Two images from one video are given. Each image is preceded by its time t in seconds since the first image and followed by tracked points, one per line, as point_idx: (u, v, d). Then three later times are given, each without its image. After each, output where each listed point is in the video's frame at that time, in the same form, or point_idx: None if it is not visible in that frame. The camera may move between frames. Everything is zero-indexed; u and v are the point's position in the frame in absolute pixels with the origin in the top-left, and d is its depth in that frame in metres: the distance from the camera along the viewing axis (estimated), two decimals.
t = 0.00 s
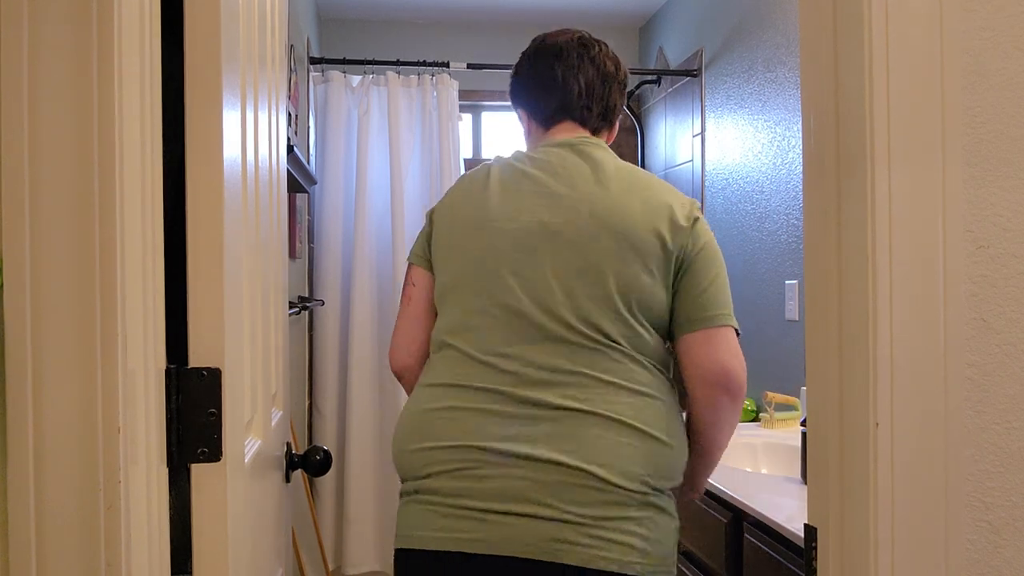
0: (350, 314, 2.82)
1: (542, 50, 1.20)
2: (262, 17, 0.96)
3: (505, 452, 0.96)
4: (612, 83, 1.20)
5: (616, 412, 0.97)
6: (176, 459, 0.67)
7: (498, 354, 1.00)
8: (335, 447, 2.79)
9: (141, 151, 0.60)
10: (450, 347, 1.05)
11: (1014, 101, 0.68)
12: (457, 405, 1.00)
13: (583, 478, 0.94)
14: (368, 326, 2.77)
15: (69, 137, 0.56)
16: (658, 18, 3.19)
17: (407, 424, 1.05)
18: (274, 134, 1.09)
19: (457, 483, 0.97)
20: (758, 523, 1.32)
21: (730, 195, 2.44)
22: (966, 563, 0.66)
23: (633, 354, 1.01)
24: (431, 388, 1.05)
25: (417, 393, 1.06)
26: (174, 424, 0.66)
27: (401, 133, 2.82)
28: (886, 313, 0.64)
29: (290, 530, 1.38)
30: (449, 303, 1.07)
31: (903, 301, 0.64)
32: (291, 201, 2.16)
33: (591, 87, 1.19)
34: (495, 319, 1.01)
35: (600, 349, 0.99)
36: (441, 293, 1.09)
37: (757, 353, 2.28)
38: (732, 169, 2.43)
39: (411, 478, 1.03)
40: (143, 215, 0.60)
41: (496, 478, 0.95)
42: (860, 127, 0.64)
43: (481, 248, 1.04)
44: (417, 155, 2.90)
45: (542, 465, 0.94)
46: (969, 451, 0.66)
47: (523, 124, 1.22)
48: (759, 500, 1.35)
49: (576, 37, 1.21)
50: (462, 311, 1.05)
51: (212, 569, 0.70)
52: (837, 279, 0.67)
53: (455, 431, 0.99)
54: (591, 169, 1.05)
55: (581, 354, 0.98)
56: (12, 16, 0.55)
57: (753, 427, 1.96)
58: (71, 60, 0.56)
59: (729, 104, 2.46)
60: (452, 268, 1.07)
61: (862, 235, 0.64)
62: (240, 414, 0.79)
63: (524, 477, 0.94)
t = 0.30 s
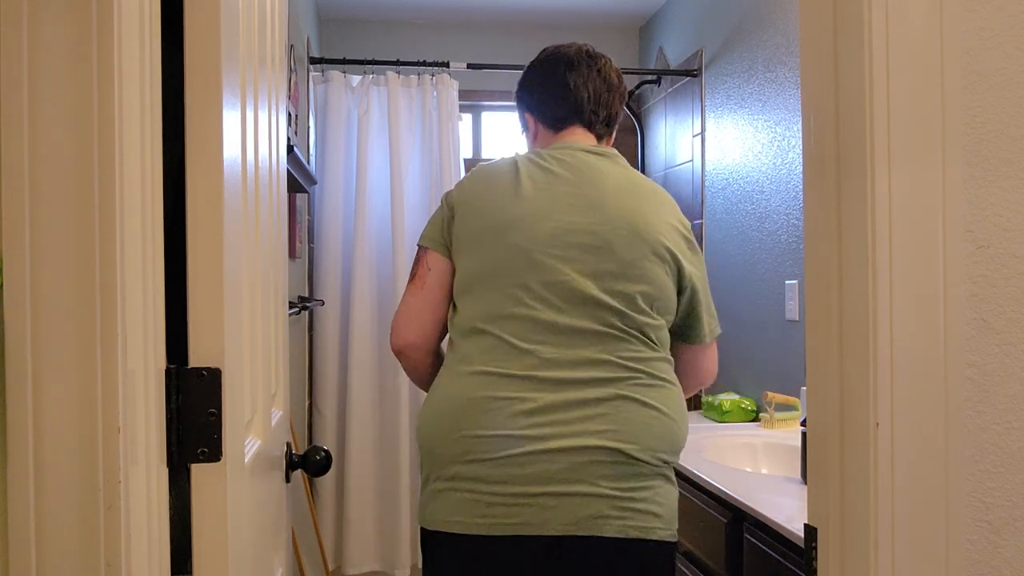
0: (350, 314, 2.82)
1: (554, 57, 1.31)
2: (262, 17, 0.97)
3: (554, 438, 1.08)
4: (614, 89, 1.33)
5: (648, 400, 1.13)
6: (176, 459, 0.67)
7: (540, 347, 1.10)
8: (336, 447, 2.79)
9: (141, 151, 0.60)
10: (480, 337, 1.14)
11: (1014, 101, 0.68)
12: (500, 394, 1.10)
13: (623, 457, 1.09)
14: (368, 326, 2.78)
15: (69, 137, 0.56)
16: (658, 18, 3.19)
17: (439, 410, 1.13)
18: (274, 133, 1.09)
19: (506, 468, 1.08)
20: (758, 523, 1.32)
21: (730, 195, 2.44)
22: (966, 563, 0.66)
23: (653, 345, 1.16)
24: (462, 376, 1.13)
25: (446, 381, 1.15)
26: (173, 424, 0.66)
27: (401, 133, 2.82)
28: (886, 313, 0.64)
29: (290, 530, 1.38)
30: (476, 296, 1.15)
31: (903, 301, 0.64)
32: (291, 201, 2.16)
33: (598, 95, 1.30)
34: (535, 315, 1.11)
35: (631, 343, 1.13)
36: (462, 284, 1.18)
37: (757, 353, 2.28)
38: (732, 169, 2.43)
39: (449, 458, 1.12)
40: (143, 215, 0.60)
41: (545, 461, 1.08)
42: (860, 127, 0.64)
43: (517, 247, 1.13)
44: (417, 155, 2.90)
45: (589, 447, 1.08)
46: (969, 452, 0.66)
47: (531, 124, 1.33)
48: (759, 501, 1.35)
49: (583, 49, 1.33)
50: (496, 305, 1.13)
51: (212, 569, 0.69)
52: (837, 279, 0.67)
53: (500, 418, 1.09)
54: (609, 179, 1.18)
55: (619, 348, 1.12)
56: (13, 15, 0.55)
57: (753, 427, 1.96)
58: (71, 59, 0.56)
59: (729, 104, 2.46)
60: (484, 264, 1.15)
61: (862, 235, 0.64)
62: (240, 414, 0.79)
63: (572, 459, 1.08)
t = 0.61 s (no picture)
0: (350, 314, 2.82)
1: (490, 85, 1.45)
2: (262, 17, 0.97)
3: (522, 424, 1.21)
4: (546, 107, 1.46)
5: (608, 388, 1.26)
6: (176, 459, 0.67)
7: (506, 343, 1.22)
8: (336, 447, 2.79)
9: (141, 150, 0.60)
10: (452, 335, 1.26)
11: (1014, 101, 0.68)
12: (472, 386, 1.23)
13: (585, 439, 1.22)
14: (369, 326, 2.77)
15: (69, 137, 0.56)
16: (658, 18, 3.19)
17: (425, 407, 1.25)
18: (275, 134, 1.09)
19: (483, 453, 1.21)
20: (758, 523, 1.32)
21: (730, 195, 2.45)
22: (966, 562, 0.66)
23: (608, 337, 1.30)
24: (440, 370, 1.26)
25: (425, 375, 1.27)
26: (173, 424, 0.66)
27: (401, 133, 2.82)
28: (885, 313, 0.64)
29: (290, 529, 1.38)
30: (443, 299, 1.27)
31: (903, 301, 0.64)
32: (291, 201, 2.16)
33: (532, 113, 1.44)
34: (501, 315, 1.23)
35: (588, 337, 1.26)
36: (430, 286, 1.30)
37: (757, 353, 2.28)
38: (732, 169, 2.43)
39: (432, 444, 1.25)
40: (142, 215, 0.60)
41: (517, 445, 1.20)
42: (860, 127, 0.64)
43: (480, 254, 1.24)
44: (417, 155, 2.90)
45: (554, 432, 1.21)
46: (969, 452, 0.66)
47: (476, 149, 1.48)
48: (759, 500, 1.35)
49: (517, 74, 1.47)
50: (463, 305, 1.25)
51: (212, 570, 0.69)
52: (837, 279, 0.67)
53: (475, 408, 1.22)
54: (563, 189, 1.31)
55: (577, 341, 1.25)
56: (13, 15, 0.55)
57: (753, 427, 1.96)
58: (70, 59, 0.56)
59: (728, 104, 2.46)
60: (449, 271, 1.26)
61: (862, 234, 0.64)
62: (239, 414, 0.79)
63: (540, 443, 1.21)
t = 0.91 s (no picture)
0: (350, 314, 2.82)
1: (477, 103, 1.55)
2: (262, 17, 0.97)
3: (508, 412, 1.29)
4: (529, 119, 1.54)
5: (589, 377, 1.34)
6: (176, 459, 0.67)
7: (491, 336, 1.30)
8: (336, 447, 2.79)
9: (141, 150, 0.60)
10: (441, 329, 1.34)
11: (1014, 101, 0.68)
12: (464, 373, 1.31)
13: (566, 425, 1.30)
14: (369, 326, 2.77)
15: (69, 139, 0.56)
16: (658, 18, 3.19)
17: (419, 397, 1.34)
18: (275, 134, 1.09)
19: (473, 437, 1.29)
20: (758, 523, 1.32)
21: (730, 195, 2.45)
22: (966, 562, 0.66)
23: (588, 329, 1.38)
24: (432, 362, 1.34)
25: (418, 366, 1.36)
26: (173, 424, 0.66)
27: (401, 134, 2.82)
28: (886, 313, 0.64)
29: (290, 529, 1.38)
30: (434, 293, 1.35)
31: (903, 301, 0.64)
32: (291, 201, 2.16)
33: (515, 124, 1.52)
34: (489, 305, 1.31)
35: (570, 324, 1.34)
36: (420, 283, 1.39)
37: (757, 353, 2.29)
38: (732, 169, 2.43)
39: (426, 431, 1.33)
40: (142, 215, 0.60)
41: (506, 429, 1.29)
42: (860, 128, 0.64)
43: (467, 253, 1.32)
44: (417, 155, 2.90)
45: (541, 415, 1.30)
46: (969, 452, 0.66)
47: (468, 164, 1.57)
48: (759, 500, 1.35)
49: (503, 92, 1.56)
50: (452, 298, 1.33)
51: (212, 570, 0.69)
52: (837, 278, 0.67)
53: (465, 393, 1.30)
54: (544, 188, 1.39)
55: (558, 329, 1.33)
56: (12, 16, 0.55)
57: (753, 427, 1.96)
58: (69, 59, 0.56)
59: (729, 105, 2.46)
60: (439, 264, 1.34)
61: (862, 234, 0.64)
62: (240, 413, 0.80)
63: (523, 428, 1.29)
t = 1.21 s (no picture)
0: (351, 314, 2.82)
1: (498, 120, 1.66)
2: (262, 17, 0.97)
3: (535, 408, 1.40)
4: (546, 135, 1.65)
5: (603, 377, 1.48)
6: (176, 458, 0.67)
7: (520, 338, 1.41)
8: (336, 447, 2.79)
9: (141, 150, 0.60)
10: (472, 331, 1.43)
11: (1014, 101, 0.68)
12: (494, 371, 1.41)
13: (584, 421, 1.44)
14: (368, 326, 2.77)
15: (69, 139, 0.56)
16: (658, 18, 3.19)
17: (449, 393, 1.42)
18: (275, 134, 1.09)
19: (502, 432, 1.40)
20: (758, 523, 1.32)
21: (730, 195, 2.45)
22: (966, 562, 0.66)
23: (601, 333, 1.51)
24: (462, 361, 1.43)
25: (447, 365, 1.44)
26: (173, 424, 0.66)
27: (401, 134, 2.82)
28: (886, 313, 0.63)
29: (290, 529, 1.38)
30: (464, 296, 1.45)
31: (903, 300, 0.64)
32: (291, 201, 2.16)
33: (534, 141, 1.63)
34: (520, 307, 1.42)
35: (588, 325, 1.48)
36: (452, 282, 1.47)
37: (756, 353, 2.29)
38: (732, 169, 2.43)
39: (455, 426, 1.43)
40: (142, 214, 0.60)
41: (538, 420, 1.40)
42: (859, 129, 0.64)
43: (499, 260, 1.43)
44: (417, 156, 2.90)
45: (569, 407, 1.42)
46: (969, 452, 0.66)
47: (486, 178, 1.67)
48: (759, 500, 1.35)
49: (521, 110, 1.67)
50: (483, 301, 1.43)
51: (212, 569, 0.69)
52: (837, 278, 0.67)
53: (499, 390, 1.40)
54: (562, 201, 1.52)
55: (579, 329, 1.46)
56: (12, 16, 0.55)
57: (753, 427, 1.96)
58: (70, 58, 0.56)
59: (728, 105, 2.46)
60: (468, 269, 1.44)
61: (862, 234, 0.64)
62: (240, 413, 0.80)
63: (548, 424, 1.41)
